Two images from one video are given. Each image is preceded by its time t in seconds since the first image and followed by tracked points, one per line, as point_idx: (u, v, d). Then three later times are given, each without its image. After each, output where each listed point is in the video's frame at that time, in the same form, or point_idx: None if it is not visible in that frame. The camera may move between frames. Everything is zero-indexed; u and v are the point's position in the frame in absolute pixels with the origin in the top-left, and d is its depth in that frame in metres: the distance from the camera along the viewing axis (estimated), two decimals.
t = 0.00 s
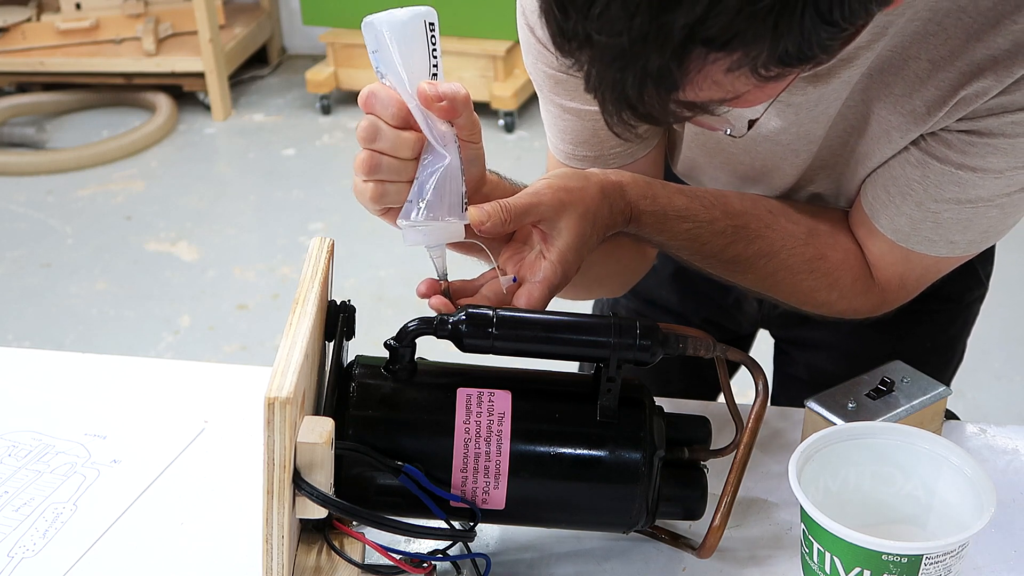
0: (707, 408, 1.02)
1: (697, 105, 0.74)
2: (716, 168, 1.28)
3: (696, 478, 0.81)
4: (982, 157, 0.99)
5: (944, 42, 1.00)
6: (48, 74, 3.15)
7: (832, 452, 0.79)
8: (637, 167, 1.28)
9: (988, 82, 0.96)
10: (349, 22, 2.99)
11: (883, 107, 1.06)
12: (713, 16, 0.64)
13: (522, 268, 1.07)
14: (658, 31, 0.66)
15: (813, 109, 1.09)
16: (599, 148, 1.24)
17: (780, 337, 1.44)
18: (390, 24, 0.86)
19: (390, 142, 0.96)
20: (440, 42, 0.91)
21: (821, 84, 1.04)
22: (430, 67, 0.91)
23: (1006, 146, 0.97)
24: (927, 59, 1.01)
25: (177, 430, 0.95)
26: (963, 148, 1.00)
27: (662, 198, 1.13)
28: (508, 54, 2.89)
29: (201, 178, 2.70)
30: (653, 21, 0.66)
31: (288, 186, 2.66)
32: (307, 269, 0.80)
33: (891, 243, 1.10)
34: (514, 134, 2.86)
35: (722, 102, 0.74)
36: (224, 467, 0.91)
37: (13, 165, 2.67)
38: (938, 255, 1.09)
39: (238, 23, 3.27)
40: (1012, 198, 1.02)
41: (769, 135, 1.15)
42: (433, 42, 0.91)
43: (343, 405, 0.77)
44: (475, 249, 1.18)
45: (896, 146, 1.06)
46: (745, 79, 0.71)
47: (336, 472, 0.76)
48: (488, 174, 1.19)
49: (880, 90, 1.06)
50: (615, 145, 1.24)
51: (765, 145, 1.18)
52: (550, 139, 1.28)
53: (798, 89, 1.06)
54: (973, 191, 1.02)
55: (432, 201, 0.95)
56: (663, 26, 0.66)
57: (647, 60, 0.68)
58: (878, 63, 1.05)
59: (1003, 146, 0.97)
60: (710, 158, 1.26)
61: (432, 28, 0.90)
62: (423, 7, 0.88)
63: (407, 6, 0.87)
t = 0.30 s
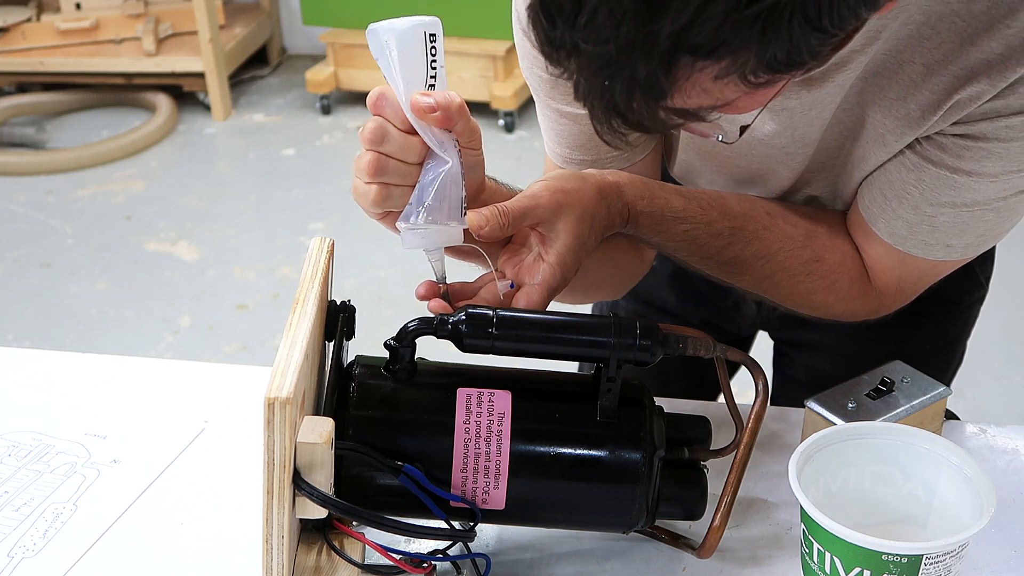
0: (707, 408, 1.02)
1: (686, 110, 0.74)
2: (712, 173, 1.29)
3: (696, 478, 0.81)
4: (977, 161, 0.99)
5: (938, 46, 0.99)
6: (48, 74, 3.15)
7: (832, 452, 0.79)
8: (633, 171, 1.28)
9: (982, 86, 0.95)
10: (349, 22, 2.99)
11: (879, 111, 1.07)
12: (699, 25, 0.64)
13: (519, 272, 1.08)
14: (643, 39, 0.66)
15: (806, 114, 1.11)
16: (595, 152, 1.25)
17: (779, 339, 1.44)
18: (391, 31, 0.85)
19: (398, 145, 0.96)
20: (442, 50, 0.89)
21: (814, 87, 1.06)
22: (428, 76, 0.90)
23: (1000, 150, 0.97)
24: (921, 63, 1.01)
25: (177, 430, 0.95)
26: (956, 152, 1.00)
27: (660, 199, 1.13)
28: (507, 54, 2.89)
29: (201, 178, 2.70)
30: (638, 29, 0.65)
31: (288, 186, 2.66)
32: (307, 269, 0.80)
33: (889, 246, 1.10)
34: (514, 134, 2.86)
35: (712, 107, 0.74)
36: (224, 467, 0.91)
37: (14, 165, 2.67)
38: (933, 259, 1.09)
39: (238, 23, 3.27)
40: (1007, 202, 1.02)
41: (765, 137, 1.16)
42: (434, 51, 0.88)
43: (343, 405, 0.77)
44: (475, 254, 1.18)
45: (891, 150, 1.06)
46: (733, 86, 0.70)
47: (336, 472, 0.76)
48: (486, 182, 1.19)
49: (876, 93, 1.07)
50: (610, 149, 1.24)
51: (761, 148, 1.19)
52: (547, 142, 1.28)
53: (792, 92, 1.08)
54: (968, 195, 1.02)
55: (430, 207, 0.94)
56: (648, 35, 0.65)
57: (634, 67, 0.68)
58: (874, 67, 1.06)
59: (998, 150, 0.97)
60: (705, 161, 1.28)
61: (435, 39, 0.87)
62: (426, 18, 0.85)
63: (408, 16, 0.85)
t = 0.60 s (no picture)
0: (707, 407, 1.02)
1: (681, 99, 0.74)
2: (709, 166, 1.30)
3: (696, 478, 0.81)
4: (976, 153, 0.99)
5: (933, 37, 1.00)
6: (48, 74, 3.15)
7: (833, 452, 0.79)
8: (627, 163, 1.28)
9: (978, 78, 0.96)
10: (349, 22, 2.99)
11: (875, 103, 1.07)
12: (691, 11, 0.64)
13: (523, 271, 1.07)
14: (637, 27, 0.66)
15: (803, 103, 1.11)
16: (590, 146, 1.25)
17: (777, 340, 1.43)
18: (406, 21, 0.87)
19: (390, 141, 0.95)
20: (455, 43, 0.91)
21: (809, 77, 1.07)
22: (443, 68, 0.91)
23: (1000, 142, 0.97)
24: (917, 55, 1.01)
25: (177, 429, 0.95)
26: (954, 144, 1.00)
27: (665, 199, 1.13)
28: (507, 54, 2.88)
29: (201, 178, 2.70)
30: (632, 18, 0.66)
31: (288, 186, 2.66)
32: (307, 269, 0.80)
33: (896, 237, 1.10)
34: (514, 134, 2.86)
35: (708, 95, 0.74)
36: (223, 467, 0.91)
37: (14, 165, 2.67)
38: (940, 247, 1.08)
39: (238, 23, 3.27)
40: (1010, 189, 1.02)
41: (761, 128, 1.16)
42: (448, 43, 0.90)
43: (343, 405, 0.77)
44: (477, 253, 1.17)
45: (890, 142, 1.07)
46: (728, 73, 0.70)
47: (336, 472, 0.76)
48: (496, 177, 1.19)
49: (872, 85, 1.06)
50: (604, 143, 1.24)
51: (757, 141, 1.19)
52: (541, 137, 1.28)
53: (787, 83, 1.08)
54: (970, 184, 1.01)
55: (436, 203, 0.94)
56: (641, 23, 0.66)
57: (628, 56, 0.68)
58: (869, 60, 1.06)
59: (997, 141, 0.97)
60: (702, 155, 1.28)
61: (448, 30, 0.89)
62: (440, 9, 0.87)
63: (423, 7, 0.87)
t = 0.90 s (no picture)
0: (707, 407, 1.02)
1: (696, 55, 0.74)
2: (708, 146, 1.27)
3: (696, 478, 0.81)
4: (983, 121, 0.99)
5: (938, 6, 0.99)
6: (48, 74, 3.15)
7: (833, 452, 0.79)
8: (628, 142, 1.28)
9: (984, 43, 0.95)
10: (349, 21, 2.99)
11: (880, 74, 1.06)
12: None
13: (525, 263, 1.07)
14: None
15: (805, 76, 1.08)
16: (591, 124, 1.25)
17: (771, 338, 1.42)
18: (395, 13, 0.89)
19: (361, 127, 0.97)
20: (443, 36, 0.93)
21: (813, 47, 1.03)
22: (435, 59, 0.93)
23: (1006, 109, 0.97)
24: (922, 24, 1.01)
25: (177, 429, 0.95)
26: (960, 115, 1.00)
27: (667, 196, 1.13)
28: (508, 54, 2.88)
29: (201, 178, 2.70)
30: None
31: (288, 186, 2.66)
32: (307, 269, 0.80)
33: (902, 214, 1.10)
34: (514, 134, 2.86)
35: (722, 49, 0.75)
36: (223, 467, 0.91)
37: (14, 165, 2.67)
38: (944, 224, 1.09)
39: (238, 23, 3.27)
40: (1016, 158, 1.01)
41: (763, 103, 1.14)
42: (437, 35, 0.92)
43: (344, 405, 0.77)
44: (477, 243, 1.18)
45: (896, 114, 1.06)
46: (745, 23, 0.72)
47: (336, 472, 0.76)
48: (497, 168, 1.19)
49: (876, 57, 1.06)
50: (606, 121, 1.25)
51: (758, 115, 1.17)
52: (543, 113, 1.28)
53: (790, 53, 1.05)
54: (977, 155, 1.02)
55: (433, 195, 0.96)
56: None
57: (647, 6, 0.68)
58: (872, 31, 1.05)
59: (1004, 108, 0.97)
60: (702, 134, 1.26)
61: (436, 21, 0.92)
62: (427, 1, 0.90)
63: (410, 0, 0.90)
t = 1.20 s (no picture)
0: (707, 407, 1.02)
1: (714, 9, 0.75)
2: (710, 129, 1.26)
3: (696, 478, 0.81)
4: (991, 97, 0.98)
5: None
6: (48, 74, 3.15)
7: (833, 452, 0.79)
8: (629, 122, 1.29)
9: (992, 17, 0.95)
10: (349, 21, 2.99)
11: (887, 52, 1.05)
12: None
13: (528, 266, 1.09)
14: None
15: (811, 53, 1.07)
16: (594, 103, 1.27)
17: (767, 336, 1.42)
18: (404, 10, 0.93)
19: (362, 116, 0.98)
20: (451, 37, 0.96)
21: (821, 20, 1.03)
22: (442, 57, 0.95)
23: (1014, 84, 0.97)
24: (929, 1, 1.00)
25: (177, 429, 0.95)
26: (970, 92, 0.99)
27: (672, 196, 1.12)
28: (508, 54, 2.88)
29: (201, 178, 2.70)
30: None
31: (288, 186, 2.66)
32: (307, 269, 0.79)
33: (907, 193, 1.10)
34: (514, 134, 2.86)
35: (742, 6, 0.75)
36: (224, 467, 0.91)
37: (14, 165, 2.67)
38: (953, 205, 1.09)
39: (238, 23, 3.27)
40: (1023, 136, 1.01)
41: (766, 82, 1.13)
42: (444, 35, 0.95)
43: (344, 405, 0.77)
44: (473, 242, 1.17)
45: (902, 93, 1.05)
46: None
47: (336, 472, 0.76)
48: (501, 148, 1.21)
49: (882, 36, 1.05)
50: (609, 100, 1.26)
51: (762, 95, 1.15)
52: (549, 93, 1.30)
53: (797, 27, 1.04)
54: (984, 132, 1.01)
55: (435, 195, 0.96)
56: None
57: None
58: (879, 7, 1.04)
59: (1011, 83, 0.97)
60: (704, 115, 1.24)
61: (443, 21, 0.95)
62: None
63: None
